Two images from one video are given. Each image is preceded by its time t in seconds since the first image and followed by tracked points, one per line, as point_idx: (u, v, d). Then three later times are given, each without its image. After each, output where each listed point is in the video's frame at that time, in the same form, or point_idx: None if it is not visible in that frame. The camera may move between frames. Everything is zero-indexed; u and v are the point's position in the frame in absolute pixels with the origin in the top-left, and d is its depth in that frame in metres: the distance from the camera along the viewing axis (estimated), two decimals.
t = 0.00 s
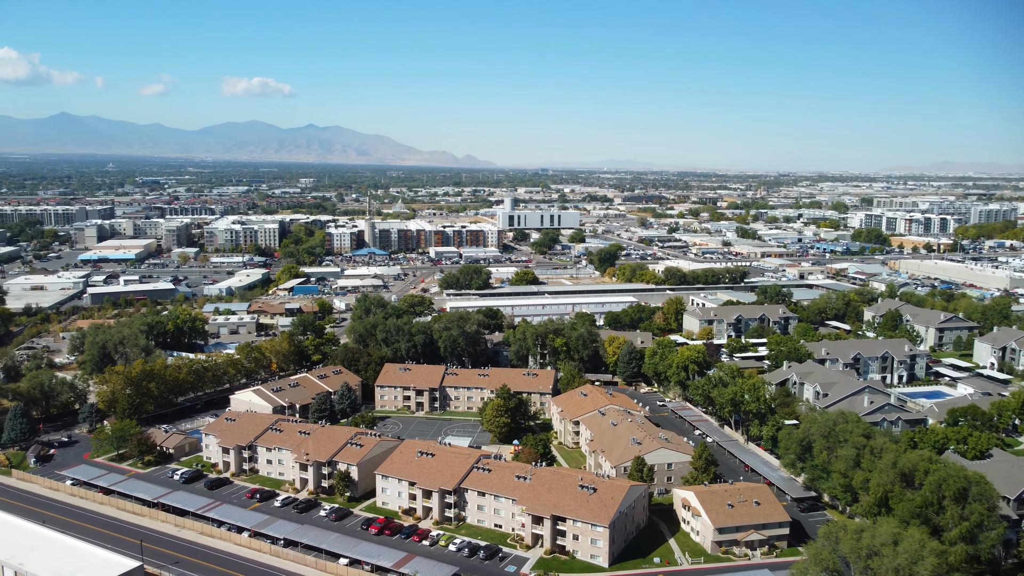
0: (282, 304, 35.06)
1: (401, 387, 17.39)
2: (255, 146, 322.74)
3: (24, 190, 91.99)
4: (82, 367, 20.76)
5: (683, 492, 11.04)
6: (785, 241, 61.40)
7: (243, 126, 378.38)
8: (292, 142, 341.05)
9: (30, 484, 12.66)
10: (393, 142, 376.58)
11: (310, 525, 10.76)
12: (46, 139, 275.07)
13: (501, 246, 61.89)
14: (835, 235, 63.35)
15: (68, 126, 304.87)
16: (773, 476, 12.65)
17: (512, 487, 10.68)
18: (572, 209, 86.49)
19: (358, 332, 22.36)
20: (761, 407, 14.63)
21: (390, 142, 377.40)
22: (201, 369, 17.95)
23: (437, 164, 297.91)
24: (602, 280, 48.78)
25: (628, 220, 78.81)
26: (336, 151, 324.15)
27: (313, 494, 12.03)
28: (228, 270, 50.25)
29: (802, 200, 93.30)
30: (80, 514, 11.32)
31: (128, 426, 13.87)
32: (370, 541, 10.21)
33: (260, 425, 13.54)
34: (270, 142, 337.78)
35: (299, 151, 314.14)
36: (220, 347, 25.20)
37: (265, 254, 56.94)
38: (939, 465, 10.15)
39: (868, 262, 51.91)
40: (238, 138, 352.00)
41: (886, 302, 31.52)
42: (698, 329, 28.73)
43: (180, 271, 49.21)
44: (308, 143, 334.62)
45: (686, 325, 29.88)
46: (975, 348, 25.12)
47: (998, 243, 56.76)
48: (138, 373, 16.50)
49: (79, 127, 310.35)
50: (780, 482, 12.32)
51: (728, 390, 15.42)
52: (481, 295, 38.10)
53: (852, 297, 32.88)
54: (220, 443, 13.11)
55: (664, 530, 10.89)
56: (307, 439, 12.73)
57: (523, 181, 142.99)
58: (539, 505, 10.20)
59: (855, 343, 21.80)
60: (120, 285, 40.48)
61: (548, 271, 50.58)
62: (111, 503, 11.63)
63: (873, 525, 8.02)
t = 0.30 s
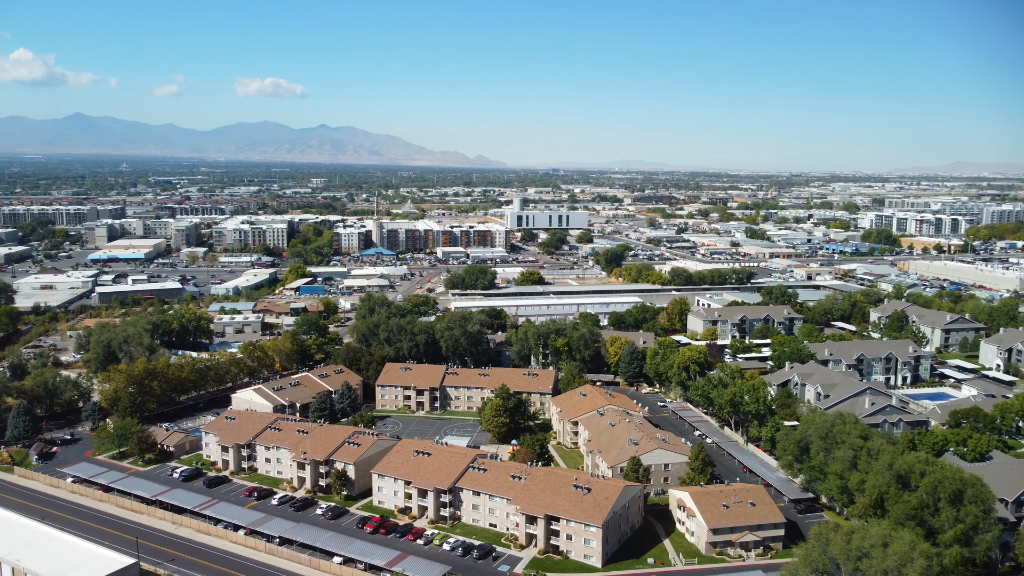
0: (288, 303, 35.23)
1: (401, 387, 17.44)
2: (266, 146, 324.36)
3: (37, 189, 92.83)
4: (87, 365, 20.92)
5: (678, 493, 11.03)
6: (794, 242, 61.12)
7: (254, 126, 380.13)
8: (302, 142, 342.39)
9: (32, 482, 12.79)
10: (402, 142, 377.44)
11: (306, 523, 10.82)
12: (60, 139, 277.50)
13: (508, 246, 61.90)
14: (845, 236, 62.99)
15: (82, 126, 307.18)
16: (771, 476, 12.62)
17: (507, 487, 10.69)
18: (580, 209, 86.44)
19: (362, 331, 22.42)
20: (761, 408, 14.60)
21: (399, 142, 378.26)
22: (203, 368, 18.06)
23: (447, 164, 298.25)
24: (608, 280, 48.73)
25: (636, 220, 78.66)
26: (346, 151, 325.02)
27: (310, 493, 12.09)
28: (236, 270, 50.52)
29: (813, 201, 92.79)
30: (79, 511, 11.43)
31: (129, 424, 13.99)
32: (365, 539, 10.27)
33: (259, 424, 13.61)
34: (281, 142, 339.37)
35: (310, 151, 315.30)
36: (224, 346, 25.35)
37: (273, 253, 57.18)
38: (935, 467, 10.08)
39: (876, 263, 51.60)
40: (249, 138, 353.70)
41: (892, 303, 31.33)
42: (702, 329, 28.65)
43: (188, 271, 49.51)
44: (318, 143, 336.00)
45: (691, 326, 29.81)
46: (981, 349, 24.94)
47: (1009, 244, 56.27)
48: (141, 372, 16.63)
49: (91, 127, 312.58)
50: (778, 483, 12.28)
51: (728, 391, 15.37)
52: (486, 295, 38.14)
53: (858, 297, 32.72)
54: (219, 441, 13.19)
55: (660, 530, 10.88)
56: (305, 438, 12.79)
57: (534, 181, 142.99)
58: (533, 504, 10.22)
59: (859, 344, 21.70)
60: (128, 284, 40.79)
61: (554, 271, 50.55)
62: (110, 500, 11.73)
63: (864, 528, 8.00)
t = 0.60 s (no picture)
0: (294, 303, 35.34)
1: (401, 386, 17.49)
2: (277, 146, 325.84)
3: (50, 189, 93.59)
4: (92, 364, 21.06)
5: (674, 493, 11.01)
6: (803, 243, 60.75)
7: (265, 127, 382.08)
8: (313, 142, 343.69)
9: (33, 479, 12.90)
10: (412, 142, 378.31)
11: (302, 522, 10.87)
12: (73, 139, 279.83)
13: (516, 246, 61.90)
14: (854, 236, 62.62)
15: (95, 126, 309.64)
16: (768, 477, 12.58)
17: (502, 487, 10.71)
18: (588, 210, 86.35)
19: (365, 331, 22.48)
20: (760, 409, 14.56)
21: (409, 142, 378.84)
22: (206, 367, 18.18)
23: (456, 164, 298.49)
24: (615, 280, 48.65)
25: (645, 220, 78.49)
26: (356, 151, 325.90)
27: (307, 492, 12.15)
28: (244, 269, 50.76)
29: (825, 202, 92.27)
30: (78, 508, 11.52)
31: (130, 423, 14.09)
32: (359, 538, 10.31)
33: (257, 423, 13.67)
34: (292, 142, 340.91)
35: (320, 151, 316.48)
36: (229, 346, 25.48)
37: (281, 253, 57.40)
38: (932, 469, 10.05)
39: (885, 263, 51.29)
40: (259, 138, 355.35)
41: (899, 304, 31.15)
42: (706, 330, 28.56)
43: (197, 270, 49.81)
44: (329, 144, 337.24)
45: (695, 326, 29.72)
46: (987, 351, 24.75)
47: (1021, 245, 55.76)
48: (143, 370, 16.76)
49: (104, 126, 314.83)
50: (775, 485, 12.23)
51: (728, 391, 15.33)
52: (491, 295, 38.15)
53: (865, 298, 32.52)
54: (218, 440, 13.26)
55: (655, 531, 10.86)
56: (303, 437, 12.86)
57: (544, 181, 142.97)
58: (526, 504, 10.23)
59: (862, 345, 21.58)
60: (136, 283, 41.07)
61: (560, 271, 50.49)
62: (109, 498, 11.81)
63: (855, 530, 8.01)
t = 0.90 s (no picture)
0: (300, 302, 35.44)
1: (402, 385, 17.54)
2: (287, 146, 327.30)
3: (62, 188, 94.32)
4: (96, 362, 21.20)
5: (669, 494, 10.99)
6: (812, 243, 60.42)
7: (276, 127, 383.73)
8: (323, 142, 344.95)
9: (34, 476, 13.00)
10: (422, 142, 378.85)
11: (297, 520, 10.91)
12: (86, 139, 282.04)
13: (523, 246, 61.89)
14: (864, 237, 62.24)
15: (107, 126, 311.75)
16: (766, 479, 12.51)
17: (496, 486, 10.72)
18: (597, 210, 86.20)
19: (367, 330, 22.53)
20: (759, 409, 14.51)
21: (419, 142, 379.36)
22: (208, 365, 18.28)
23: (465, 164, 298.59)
24: (621, 280, 48.54)
25: (653, 220, 78.30)
26: (365, 151, 326.62)
27: (304, 490, 12.21)
28: (251, 269, 50.96)
29: (836, 202, 91.74)
30: (77, 505, 11.63)
31: (131, 420, 14.20)
32: (354, 536, 10.35)
33: (257, 421, 13.74)
34: (303, 142, 342.33)
35: (331, 151, 317.47)
36: (233, 345, 25.61)
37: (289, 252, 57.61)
38: (928, 471, 9.99)
39: (894, 264, 50.98)
40: (269, 138, 356.81)
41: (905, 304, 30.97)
42: (710, 330, 28.45)
43: (204, 269, 50.07)
44: (339, 144, 338.45)
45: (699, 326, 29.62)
46: (993, 352, 24.55)
47: None
48: (145, 369, 16.87)
49: (116, 126, 316.96)
50: (772, 486, 12.17)
51: (727, 392, 15.29)
52: (496, 295, 38.16)
53: (871, 299, 32.33)
54: (217, 438, 13.33)
55: (650, 532, 10.84)
56: (301, 435, 12.92)
57: (555, 181, 142.84)
58: (521, 504, 10.24)
59: (866, 346, 21.47)
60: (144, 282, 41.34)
61: (567, 271, 50.42)
62: (108, 495, 11.90)
63: (848, 532, 8.01)
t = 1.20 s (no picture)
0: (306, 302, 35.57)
1: (402, 385, 17.58)
2: (298, 146, 328.49)
3: (75, 188, 95.21)
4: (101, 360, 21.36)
5: (664, 495, 10.97)
6: (821, 244, 60.05)
7: (286, 126, 385.25)
8: (333, 142, 346.06)
9: (35, 473, 13.12)
10: (431, 142, 379.42)
11: (293, 519, 10.95)
12: (99, 139, 284.19)
13: (530, 246, 61.86)
14: (874, 237, 61.82)
15: (119, 126, 313.91)
16: (764, 480, 12.46)
17: (491, 486, 10.73)
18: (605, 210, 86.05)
19: (370, 330, 22.58)
20: (758, 410, 14.47)
21: (428, 142, 379.86)
22: (210, 364, 18.38)
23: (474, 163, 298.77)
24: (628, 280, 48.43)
25: (662, 220, 78.09)
26: (375, 151, 327.30)
27: (301, 489, 12.26)
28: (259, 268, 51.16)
29: (848, 202, 91.18)
30: (76, 502, 11.72)
31: (132, 419, 14.30)
32: (348, 535, 10.39)
33: (255, 420, 13.81)
34: (313, 142, 343.60)
35: (341, 151, 318.35)
36: (237, 344, 25.75)
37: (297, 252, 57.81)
38: (924, 473, 9.93)
39: (903, 265, 50.64)
40: (279, 138, 358.24)
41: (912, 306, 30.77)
42: (714, 331, 28.35)
43: (212, 269, 50.34)
44: (349, 144, 339.49)
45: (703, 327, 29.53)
46: (999, 354, 24.34)
47: None
48: (148, 367, 17.00)
49: (129, 126, 319.14)
50: (769, 487, 12.13)
51: (726, 392, 15.24)
52: (501, 295, 38.17)
53: (878, 300, 32.15)
54: (216, 437, 13.41)
55: (644, 533, 10.82)
56: (299, 435, 12.97)
57: (565, 181, 142.68)
58: (514, 504, 10.24)
59: (870, 347, 21.37)
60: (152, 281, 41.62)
61: (573, 271, 50.35)
62: (107, 493, 11.99)
63: (839, 535, 7.99)
